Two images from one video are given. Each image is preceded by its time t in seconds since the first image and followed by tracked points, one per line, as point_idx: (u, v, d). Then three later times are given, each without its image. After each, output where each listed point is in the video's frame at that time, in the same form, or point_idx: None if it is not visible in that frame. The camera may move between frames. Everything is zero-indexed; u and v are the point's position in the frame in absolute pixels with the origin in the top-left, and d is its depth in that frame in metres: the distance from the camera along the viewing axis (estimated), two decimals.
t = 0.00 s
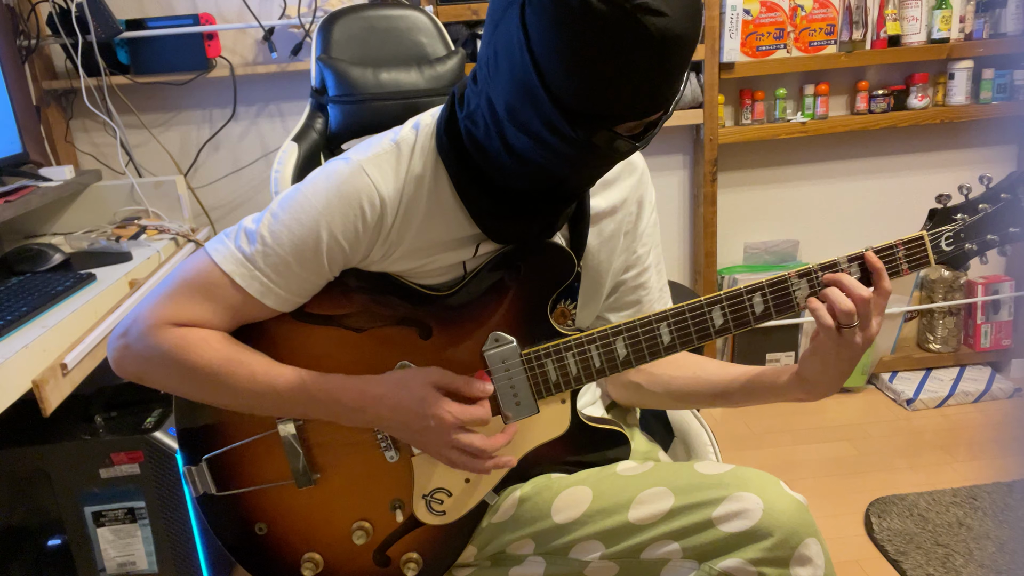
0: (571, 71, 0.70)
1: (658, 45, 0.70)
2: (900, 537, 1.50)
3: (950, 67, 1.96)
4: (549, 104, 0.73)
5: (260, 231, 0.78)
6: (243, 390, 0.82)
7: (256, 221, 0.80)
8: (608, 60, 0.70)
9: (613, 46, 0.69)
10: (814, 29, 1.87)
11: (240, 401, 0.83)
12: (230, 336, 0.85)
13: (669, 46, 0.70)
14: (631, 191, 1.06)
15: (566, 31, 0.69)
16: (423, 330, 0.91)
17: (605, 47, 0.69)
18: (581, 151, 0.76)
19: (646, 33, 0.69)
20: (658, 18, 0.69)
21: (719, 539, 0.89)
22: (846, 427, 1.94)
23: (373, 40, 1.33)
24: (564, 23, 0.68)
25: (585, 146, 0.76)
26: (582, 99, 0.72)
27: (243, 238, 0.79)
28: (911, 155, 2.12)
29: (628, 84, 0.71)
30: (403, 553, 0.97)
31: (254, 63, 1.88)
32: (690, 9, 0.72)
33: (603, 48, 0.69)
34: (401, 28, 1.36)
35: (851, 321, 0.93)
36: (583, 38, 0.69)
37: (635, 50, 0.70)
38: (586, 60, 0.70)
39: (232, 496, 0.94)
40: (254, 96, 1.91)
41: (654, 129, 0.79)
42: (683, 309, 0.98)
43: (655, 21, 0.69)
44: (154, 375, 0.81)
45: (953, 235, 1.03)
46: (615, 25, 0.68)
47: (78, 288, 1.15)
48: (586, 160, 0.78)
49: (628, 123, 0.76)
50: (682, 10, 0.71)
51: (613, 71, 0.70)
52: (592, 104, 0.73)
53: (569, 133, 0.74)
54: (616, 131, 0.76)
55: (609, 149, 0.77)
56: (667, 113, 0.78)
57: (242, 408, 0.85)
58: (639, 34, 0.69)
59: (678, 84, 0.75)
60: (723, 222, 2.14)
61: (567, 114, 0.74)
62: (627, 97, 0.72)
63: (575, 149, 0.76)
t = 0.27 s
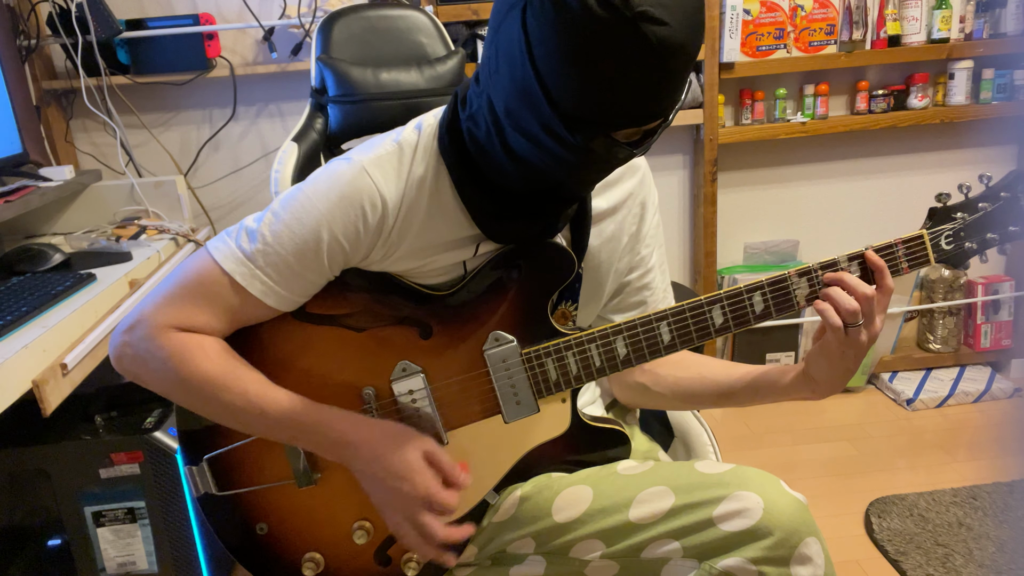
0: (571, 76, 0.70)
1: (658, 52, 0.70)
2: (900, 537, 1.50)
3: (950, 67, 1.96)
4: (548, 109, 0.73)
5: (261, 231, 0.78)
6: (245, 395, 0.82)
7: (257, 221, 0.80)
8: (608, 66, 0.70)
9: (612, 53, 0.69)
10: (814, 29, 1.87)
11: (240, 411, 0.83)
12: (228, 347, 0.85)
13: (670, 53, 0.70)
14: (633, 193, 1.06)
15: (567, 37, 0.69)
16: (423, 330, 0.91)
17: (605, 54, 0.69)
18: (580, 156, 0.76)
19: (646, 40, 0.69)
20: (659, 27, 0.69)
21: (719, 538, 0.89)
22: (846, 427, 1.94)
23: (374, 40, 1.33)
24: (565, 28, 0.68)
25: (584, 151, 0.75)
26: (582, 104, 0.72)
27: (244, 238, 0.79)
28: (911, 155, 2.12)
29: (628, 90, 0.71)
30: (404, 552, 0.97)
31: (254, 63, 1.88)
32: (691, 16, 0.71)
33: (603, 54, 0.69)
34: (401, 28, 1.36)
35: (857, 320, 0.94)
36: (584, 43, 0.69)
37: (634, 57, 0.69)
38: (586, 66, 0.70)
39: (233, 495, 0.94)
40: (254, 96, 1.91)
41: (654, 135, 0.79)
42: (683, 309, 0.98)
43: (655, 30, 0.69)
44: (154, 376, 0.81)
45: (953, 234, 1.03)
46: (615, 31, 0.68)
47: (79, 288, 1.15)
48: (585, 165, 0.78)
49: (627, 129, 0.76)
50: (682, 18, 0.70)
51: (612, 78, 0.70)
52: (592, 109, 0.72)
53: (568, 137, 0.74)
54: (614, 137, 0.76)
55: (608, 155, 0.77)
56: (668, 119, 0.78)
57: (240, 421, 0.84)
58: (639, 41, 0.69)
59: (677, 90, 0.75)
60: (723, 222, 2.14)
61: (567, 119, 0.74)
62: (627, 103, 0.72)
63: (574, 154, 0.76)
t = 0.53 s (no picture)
0: (572, 75, 0.70)
1: (660, 51, 0.70)
2: (900, 537, 1.50)
3: (950, 67, 1.96)
4: (549, 108, 0.72)
5: (262, 228, 0.78)
6: (245, 392, 0.82)
7: (259, 219, 0.80)
8: (609, 65, 0.70)
9: (614, 52, 0.69)
10: (814, 29, 1.87)
11: (240, 404, 0.83)
12: (230, 342, 0.84)
13: (671, 53, 0.70)
14: (634, 193, 1.06)
15: (568, 36, 0.69)
16: (424, 329, 0.91)
17: (606, 53, 0.69)
18: (581, 156, 0.76)
19: (647, 39, 0.69)
20: (661, 26, 0.69)
21: (719, 539, 0.89)
22: (846, 427, 1.94)
23: (374, 40, 1.33)
24: (567, 27, 0.68)
25: (584, 150, 0.75)
26: (583, 103, 0.72)
27: (246, 235, 0.79)
28: (911, 155, 2.12)
29: (629, 90, 0.71)
30: (404, 551, 0.97)
31: (254, 63, 1.88)
32: (693, 15, 0.71)
33: (604, 53, 0.69)
34: (402, 28, 1.36)
35: (857, 321, 0.93)
36: (585, 42, 0.68)
37: (635, 56, 0.69)
38: (587, 65, 0.69)
39: (233, 494, 0.94)
40: (254, 96, 1.91)
41: (654, 136, 0.79)
42: (684, 309, 0.98)
43: (657, 29, 0.69)
44: (156, 371, 0.81)
45: (955, 236, 1.03)
46: (616, 30, 0.68)
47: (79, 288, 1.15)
48: (586, 164, 0.77)
49: (627, 128, 0.76)
50: (684, 18, 0.70)
51: (613, 77, 0.70)
52: (593, 109, 0.72)
53: (569, 137, 0.74)
54: (614, 137, 0.76)
55: (609, 155, 0.77)
56: (669, 119, 0.78)
57: (241, 412, 0.84)
58: (641, 40, 0.69)
59: (678, 90, 0.74)
60: (723, 222, 2.14)
61: (567, 118, 0.74)
62: (628, 103, 0.72)
63: (574, 154, 0.76)
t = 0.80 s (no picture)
0: (572, 76, 0.70)
1: (658, 53, 0.70)
2: (900, 537, 1.50)
3: (950, 67, 1.96)
4: (549, 109, 0.73)
5: (263, 229, 0.78)
6: (246, 392, 0.82)
7: (260, 219, 0.80)
8: (608, 66, 0.70)
9: (613, 53, 0.69)
10: (814, 29, 1.87)
11: (241, 405, 0.83)
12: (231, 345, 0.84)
13: (670, 54, 0.70)
14: (634, 192, 1.06)
15: (567, 36, 0.69)
16: (424, 329, 0.91)
17: (605, 53, 0.69)
18: (580, 157, 0.76)
19: (646, 40, 0.69)
20: (660, 28, 0.69)
21: (719, 538, 0.89)
22: (846, 427, 1.94)
23: (374, 40, 1.33)
24: (566, 28, 0.68)
25: (584, 151, 0.75)
26: (582, 104, 0.72)
27: (247, 236, 0.79)
28: (911, 155, 2.12)
29: (629, 90, 0.71)
30: (404, 551, 0.96)
31: (254, 63, 1.88)
32: (693, 17, 0.71)
33: (604, 54, 0.69)
34: (401, 28, 1.36)
35: (854, 321, 0.93)
36: (584, 43, 0.69)
37: (634, 57, 0.69)
38: (586, 66, 0.70)
39: (233, 494, 0.94)
40: (254, 96, 1.91)
41: (653, 137, 0.79)
42: (684, 309, 0.98)
43: (655, 30, 0.69)
44: (156, 373, 0.81)
45: (953, 236, 1.03)
46: (615, 31, 0.68)
47: (79, 288, 1.15)
48: (586, 165, 0.77)
49: (627, 130, 0.76)
50: (683, 20, 0.70)
51: (612, 79, 0.70)
52: (592, 110, 0.72)
53: (568, 138, 0.74)
54: (614, 138, 0.76)
55: (608, 155, 0.77)
56: (669, 120, 0.78)
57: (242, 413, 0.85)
58: (640, 41, 0.69)
59: (678, 91, 0.74)
60: (723, 222, 2.14)
61: (567, 118, 0.74)
62: (628, 105, 0.72)
63: (574, 155, 0.76)
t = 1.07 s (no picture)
0: (569, 75, 0.70)
1: (654, 50, 0.70)
2: (900, 537, 1.50)
3: (950, 67, 1.96)
4: (546, 108, 0.73)
5: (263, 229, 0.78)
6: (246, 391, 0.82)
7: (259, 220, 0.80)
8: (604, 65, 0.70)
9: (609, 51, 0.69)
10: (814, 29, 1.87)
11: (242, 405, 0.83)
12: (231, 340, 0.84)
13: (666, 51, 0.70)
14: (633, 192, 1.06)
15: (563, 34, 0.69)
16: (424, 329, 0.91)
17: (602, 51, 0.69)
18: (578, 156, 0.76)
19: (642, 35, 0.69)
20: (656, 25, 0.69)
21: (719, 538, 0.89)
22: (846, 427, 1.94)
23: (373, 40, 1.33)
24: (562, 26, 0.68)
25: (582, 150, 0.75)
26: (579, 103, 0.72)
27: (246, 236, 0.79)
28: (911, 155, 2.12)
29: (625, 88, 0.71)
30: (404, 552, 0.96)
31: (254, 63, 1.88)
32: (689, 14, 0.71)
33: (600, 51, 0.69)
34: (401, 28, 1.36)
35: (854, 321, 0.93)
36: (580, 41, 0.69)
37: (630, 55, 0.69)
38: (582, 64, 0.70)
39: (233, 494, 0.94)
40: (254, 96, 1.91)
41: (650, 134, 0.79)
42: (684, 309, 0.98)
43: (651, 28, 0.69)
44: (157, 373, 0.81)
45: (954, 235, 1.03)
46: (611, 29, 0.68)
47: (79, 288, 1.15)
48: (583, 164, 0.77)
49: (623, 128, 0.76)
50: (679, 16, 0.70)
51: (609, 78, 0.70)
52: (589, 108, 0.72)
53: (566, 137, 0.74)
54: (611, 136, 0.76)
55: (606, 154, 0.77)
56: (665, 117, 0.78)
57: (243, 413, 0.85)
58: (635, 37, 0.69)
59: (675, 89, 0.74)
60: (723, 223, 2.14)
61: (564, 118, 0.74)
62: (625, 103, 0.72)
63: (572, 153, 0.76)
